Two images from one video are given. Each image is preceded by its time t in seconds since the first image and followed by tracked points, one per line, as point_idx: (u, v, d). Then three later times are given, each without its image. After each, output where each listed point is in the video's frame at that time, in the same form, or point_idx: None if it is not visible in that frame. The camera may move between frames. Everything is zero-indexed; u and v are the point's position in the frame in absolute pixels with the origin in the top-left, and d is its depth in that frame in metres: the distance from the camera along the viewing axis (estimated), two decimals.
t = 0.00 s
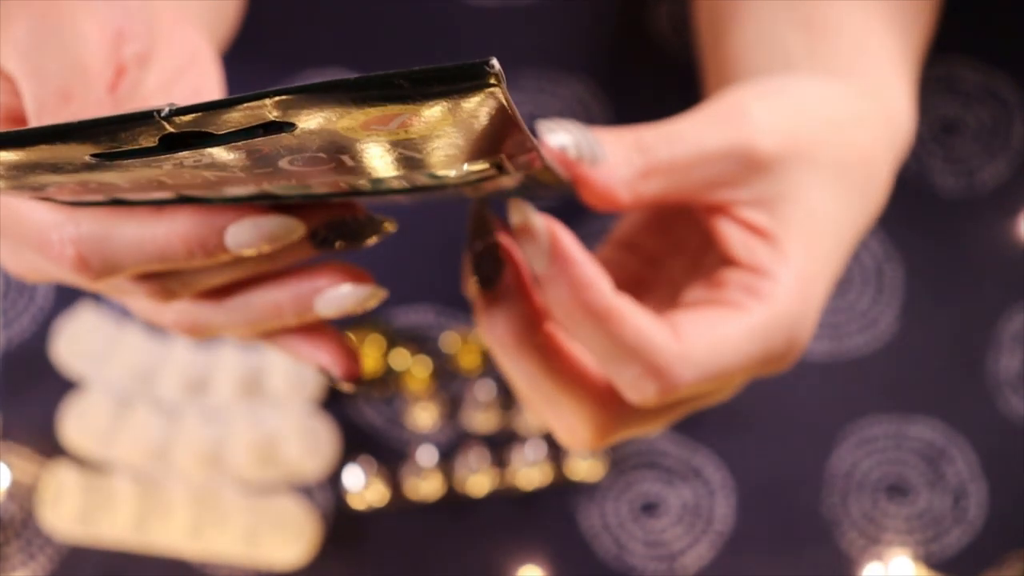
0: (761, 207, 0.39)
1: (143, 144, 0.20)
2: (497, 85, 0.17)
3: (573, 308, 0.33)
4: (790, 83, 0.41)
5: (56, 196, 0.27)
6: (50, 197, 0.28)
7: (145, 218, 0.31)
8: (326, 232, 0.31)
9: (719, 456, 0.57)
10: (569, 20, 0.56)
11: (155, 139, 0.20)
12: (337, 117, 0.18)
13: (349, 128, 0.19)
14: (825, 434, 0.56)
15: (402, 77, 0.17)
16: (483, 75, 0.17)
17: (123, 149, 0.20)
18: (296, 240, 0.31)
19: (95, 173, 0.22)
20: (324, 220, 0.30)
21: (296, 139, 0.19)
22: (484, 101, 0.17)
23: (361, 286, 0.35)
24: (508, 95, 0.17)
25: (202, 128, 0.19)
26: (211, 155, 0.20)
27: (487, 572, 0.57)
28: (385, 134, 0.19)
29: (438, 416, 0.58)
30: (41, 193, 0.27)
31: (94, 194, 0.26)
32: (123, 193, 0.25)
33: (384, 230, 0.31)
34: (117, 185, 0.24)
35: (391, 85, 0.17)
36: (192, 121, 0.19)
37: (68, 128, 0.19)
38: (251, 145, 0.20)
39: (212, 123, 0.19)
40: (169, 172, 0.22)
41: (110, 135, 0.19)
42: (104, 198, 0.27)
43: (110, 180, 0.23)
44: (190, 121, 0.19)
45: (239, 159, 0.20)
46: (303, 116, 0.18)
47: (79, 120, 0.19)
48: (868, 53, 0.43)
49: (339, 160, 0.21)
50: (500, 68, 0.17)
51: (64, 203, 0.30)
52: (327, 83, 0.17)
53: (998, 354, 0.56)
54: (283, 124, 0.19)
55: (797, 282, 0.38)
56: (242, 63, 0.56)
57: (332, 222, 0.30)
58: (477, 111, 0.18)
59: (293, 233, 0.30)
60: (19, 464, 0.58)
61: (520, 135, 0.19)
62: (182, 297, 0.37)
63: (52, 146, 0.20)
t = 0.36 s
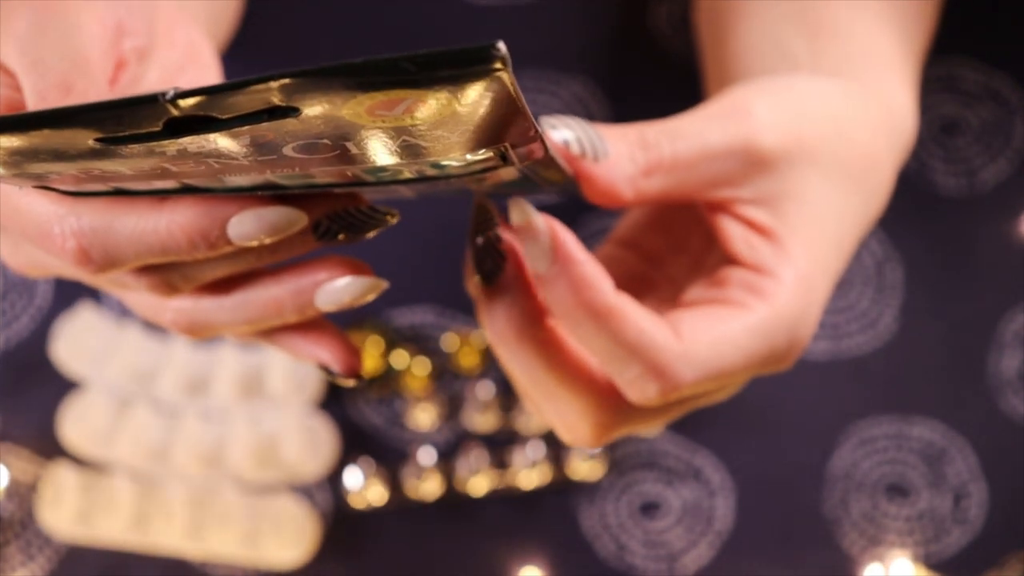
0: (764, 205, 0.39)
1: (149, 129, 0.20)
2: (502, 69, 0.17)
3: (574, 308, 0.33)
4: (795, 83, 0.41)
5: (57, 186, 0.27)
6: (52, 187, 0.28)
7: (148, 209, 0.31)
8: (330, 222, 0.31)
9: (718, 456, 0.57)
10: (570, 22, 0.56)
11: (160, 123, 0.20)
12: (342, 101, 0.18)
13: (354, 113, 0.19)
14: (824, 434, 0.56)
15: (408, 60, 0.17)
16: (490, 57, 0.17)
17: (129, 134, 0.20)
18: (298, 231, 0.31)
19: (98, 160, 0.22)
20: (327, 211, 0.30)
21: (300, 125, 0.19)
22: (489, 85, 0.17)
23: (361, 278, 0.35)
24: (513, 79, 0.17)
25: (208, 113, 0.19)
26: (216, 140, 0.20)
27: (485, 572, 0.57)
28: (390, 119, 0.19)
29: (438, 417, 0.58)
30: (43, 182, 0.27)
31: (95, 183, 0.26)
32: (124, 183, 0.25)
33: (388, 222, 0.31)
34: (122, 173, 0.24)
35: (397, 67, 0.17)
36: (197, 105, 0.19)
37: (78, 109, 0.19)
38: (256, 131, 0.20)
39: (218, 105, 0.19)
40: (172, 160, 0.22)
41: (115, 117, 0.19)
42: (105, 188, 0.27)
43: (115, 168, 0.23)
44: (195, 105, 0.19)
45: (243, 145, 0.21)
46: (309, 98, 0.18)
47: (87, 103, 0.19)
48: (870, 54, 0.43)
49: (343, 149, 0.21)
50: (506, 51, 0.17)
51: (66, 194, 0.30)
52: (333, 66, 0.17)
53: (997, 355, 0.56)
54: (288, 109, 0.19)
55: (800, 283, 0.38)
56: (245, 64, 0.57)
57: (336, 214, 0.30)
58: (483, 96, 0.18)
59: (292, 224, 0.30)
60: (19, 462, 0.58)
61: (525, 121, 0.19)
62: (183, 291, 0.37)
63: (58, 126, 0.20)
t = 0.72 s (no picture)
0: (746, 198, 0.39)
1: (127, 141, 0.20)
2: (479, 61, 0.17)
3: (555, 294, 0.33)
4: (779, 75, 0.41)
5: (40, 206, 0.27)
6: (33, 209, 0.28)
7: (131, 226, 0.30)
8: (315, 229, 0.31)
9: (718, 456, 0.57)
10: (569, 22, 0.56)
11: (139, 135, 0.20)
12: (320, 103, 0.18)
13: (332, 114, 0.19)
14: (824, 434, 0.56)
15: (384, 56, 0.17)
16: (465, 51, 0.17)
17: (107, 148, 0.20)
18: (284, 240, 0.31)
19: (79, 175, 0.22)
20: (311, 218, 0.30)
21: (278, 129, 0.19)
22: (466, 79, 0.17)
23: (346, 283, 0.35)
24: (490, 72, 0.17)
25: (186, 121, 0.19)
26: (196, 147, 0.20)
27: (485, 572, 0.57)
28: (368, 117, 0.19)
29: (439, 416, 0.58)
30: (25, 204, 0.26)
31: (78, 203, 0.25)
32: (107, 198, 0.25)
33: (371, 225, 0.31)
34: (104, 189, 0.24)
35: (374, 65, 0.17)
36: (171, 116, 0.19)
37: (55, 126, 0.19)
38: (234, 137, 0.20)
39: (195, 113, 0.19)
40: (153, 170, 0.22)
41: (97, 129, 0.20)
42: (90, 205, 0.27)
43: (96, 184, 0.23)
44: (172, 113, 0.19)
45: (223, 151, 0.20)
46: (287, 102, 0.18)
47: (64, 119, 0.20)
48: (857, 49, 0.44)
49: (322, 150, 0.21)
50: (481, 43, 0.17)
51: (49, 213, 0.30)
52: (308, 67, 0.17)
53: (997, 354, 0.56)
54: (265, 113, 0.19)
55: (787, 275, 0.38)
56: (244, 65, 0.57)
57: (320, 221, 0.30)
58: (459, 90, 0.18)
59: (278, 234, 0.30)
60: (19, 462, 0.58)
61: (502, 114, 0.20)
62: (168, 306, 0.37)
63: (35, 146, 0.20)
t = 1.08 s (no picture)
0: (730, 205, 0.39)
1: (105, 156, 0.20)
2: (455, 78, 0.17)
3: (535, 305, 0.33)
4: (762, 82, 0.41)
5: (24, 215, 0.27)
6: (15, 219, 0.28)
7: (116, 234, 0.31)
8: (299, 237, 0.31)
9: (718, 457, 0.57)
10: (569, 22, 0.56)
11: (118, 148, 0.20)
12: (298, 119, 0.18)
13: (310, 129, 0.18)
14: (824, 434, 0.56)
15: (361, 76, 0.17)
16: (441, 69, 0.17)
17: (86, 163, 0.20)
18: (268, 247, 0.31)
19: (59, 187, 0.22)
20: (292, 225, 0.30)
21: (257, 144, 0.19)
22: (443, 95, 0.17)
23: (333, 273, 0.35)
24: (466, 88, 0.17)
25: (164, 136, 0.19)
26: (176, 158, 0.20)
27: (484, 573, 0.57)
28: (345, 135, 0.19)
29: (438, 417, 0.58)
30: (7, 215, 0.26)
31: (57, 213, 0.25)
32: (87, 209, 0.25)
33: (357, 232, 0.31)
34: (82, 201, 0.23)
35: (351, 84, 0.17)
36: (155, 130, 0.19)
37: (35, 142, 0.20)
38: (212, 151, 0.19)
39: (174, 127, 0.19)
40: (133, 183, 0.21)
41: (78, 139, 0.19)
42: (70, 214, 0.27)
43: (75, 196, 0.23)
44: (152, 129, 0.19)
45: (203, 163, 0.20)
46: (264, 119, 0.18)
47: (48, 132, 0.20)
48: (843, 51, 0.44)
49: (302, 166, 0.21)
50: (456, 61, 0.17)
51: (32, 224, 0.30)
52: (286, 84, 0.17)
53: (996, 355, 0.56)
54: (244, 129, 0.18)
55: (770, 283, 0.38)
56: (245, 66, 0.57)
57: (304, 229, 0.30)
58: (438, 109, 0.18)
59: (261, 242, 0.30)
60: (19, 463, 0.58)
61: (482, 127, 0.19)
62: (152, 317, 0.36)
63: (14, 160, 0.20)
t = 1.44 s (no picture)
0: (744, 202, 0.39)
1: (118, 156, 0.20)
2: (468, 81, 0.17)
3: (552, 302, 0.32)
4: (775, 79, 0.41)
5: (36, 215, 0.27)
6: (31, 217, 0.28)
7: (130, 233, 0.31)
8: (315, 236, 0.30)
9: (719, 456, 0.57)
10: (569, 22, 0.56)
11: (131, 149, 0.19)
12: (311, 120, 0.18)
13: (323, 130, 0.18)
14: (824, 434, 0.56)
15: (376, 78, 0.17)
16: (456, 72, 0.17)
17: (100, 164, 0.20)
18: (282, 246, 0.31)
19: (72, 187, 0.22)
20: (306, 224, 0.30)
21: (270, 145, 0.19)
22: (457, 97, 0.17)
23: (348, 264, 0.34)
24: (480, 91, 0.17)
25: (178, 137, 0.19)
26: (190, 160, 0.20)
27: (484, 573, 0.57)
28: (359, 136, 0.19)
29: (438, 417, 0.58)
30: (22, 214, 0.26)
31: (70, 211, 0.25)
32: (101, 208, 0.25)
33: (372, 228, 0.30)
34: (95, 200, 0.23)
35: (365, 86, 0.17)
36: (167, 131, 0.19)
37: (50, 143, 0.20)
38: (226, 152, 0.19)
39: (188, 128, 0.19)
40: (147, 183, 0.21)
41: (91, 140, 0.19)
42: (82, 214, 0.27)
43: (88, 196, 0.23)
44: (166, 129, 0.19)
45: (216, 164, 0.20)
46: (278, 120, 0.18)
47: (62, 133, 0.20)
48: (853, 49, 0.44)
49: (315, 166, 0.21)
50: (471, 64, 0.17)
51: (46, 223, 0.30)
52: (300, 85, 0.17)
53: (996, 355, 0.56)
54: (258, 130, 0.18)
55: (785, 280, 0.38)
56: (245, 65, 0.57)
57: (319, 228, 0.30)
58: (454, 110, 0.18)
59: (275, 242, 0.30)
60: (19, 463, 0.58)
61: (497, 128, 0.19)
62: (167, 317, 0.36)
63: (28, 161, 0.20)
